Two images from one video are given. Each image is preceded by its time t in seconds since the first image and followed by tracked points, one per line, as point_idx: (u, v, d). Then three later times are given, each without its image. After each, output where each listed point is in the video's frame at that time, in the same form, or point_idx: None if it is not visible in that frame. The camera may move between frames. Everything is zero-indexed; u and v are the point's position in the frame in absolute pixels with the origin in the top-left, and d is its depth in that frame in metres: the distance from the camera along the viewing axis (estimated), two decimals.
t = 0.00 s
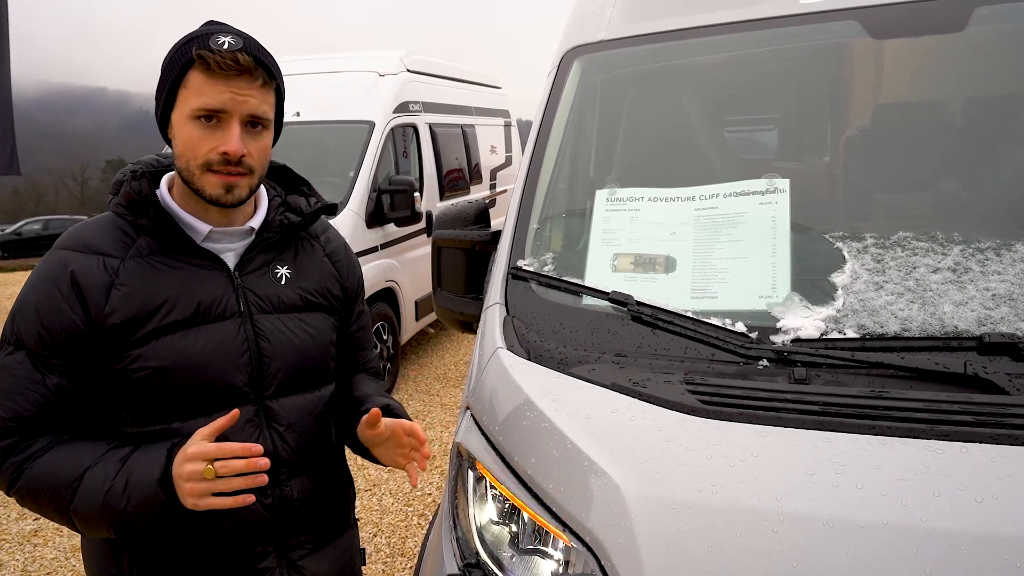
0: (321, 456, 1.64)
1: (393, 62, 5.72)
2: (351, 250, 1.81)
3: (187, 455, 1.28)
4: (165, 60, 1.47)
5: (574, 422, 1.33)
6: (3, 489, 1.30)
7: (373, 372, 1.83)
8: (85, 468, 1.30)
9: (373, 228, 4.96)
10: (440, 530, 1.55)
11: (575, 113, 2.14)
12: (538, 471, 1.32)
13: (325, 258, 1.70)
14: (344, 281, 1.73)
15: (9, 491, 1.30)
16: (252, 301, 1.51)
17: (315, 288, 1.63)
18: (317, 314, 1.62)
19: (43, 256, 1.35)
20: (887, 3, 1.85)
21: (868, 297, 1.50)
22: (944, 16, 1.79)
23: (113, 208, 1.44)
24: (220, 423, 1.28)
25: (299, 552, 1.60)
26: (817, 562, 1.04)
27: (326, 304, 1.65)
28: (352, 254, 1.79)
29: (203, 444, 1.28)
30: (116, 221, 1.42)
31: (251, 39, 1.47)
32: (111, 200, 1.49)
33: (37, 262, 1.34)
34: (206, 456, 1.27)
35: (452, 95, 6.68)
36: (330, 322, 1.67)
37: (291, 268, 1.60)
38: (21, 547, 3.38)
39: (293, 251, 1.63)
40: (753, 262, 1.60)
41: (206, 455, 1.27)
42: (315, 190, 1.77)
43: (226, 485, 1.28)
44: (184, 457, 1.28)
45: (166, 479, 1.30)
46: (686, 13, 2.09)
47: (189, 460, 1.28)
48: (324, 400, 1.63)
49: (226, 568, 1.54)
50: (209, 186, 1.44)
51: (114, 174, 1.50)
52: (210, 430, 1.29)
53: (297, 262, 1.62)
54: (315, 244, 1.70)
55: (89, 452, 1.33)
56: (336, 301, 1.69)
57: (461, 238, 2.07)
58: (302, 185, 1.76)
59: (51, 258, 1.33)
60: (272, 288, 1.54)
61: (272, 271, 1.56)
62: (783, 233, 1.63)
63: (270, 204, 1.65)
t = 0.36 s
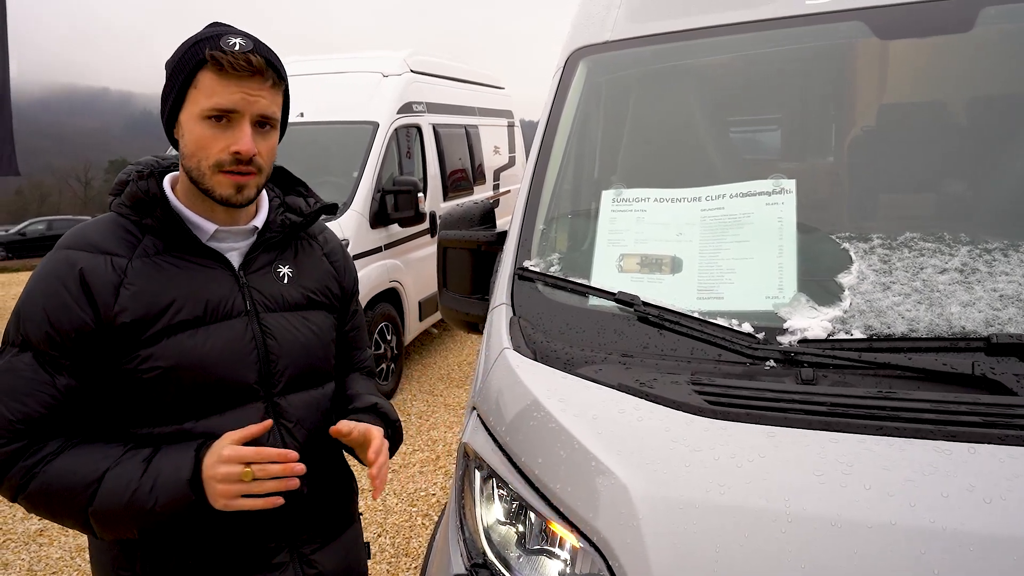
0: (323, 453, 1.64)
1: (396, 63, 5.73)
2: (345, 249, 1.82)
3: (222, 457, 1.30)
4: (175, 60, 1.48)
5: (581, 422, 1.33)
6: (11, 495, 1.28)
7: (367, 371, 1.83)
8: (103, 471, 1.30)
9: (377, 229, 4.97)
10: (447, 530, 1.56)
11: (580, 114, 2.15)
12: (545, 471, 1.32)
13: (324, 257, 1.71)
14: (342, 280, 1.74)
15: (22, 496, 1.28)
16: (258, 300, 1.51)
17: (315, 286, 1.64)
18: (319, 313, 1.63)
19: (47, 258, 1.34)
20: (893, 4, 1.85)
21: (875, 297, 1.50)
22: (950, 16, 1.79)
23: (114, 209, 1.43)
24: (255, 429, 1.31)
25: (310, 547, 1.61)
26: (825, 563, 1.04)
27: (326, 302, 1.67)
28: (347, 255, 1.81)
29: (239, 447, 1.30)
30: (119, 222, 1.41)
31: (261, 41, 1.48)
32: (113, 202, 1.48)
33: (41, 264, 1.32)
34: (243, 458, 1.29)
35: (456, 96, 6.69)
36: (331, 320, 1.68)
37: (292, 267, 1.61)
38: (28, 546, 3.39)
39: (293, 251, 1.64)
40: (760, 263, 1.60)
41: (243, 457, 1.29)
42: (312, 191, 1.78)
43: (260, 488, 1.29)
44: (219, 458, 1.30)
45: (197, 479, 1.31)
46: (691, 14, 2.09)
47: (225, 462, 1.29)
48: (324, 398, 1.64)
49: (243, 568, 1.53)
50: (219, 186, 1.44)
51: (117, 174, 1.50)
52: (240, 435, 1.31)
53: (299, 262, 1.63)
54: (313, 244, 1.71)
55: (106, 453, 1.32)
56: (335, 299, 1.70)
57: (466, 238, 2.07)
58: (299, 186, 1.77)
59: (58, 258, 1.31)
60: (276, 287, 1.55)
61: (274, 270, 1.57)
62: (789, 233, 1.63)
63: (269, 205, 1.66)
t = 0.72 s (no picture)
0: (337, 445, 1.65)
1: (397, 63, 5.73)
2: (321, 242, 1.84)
3: (276, 457, 1.31)
4: (200, 58, 1.39)
5: (585, 421, 1.34)
6: (38, 519, 1.21)
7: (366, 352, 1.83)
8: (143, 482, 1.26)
9: (378, 228, 4.97)
10: (451, 528, 1.56)
11: (582, 114, 2.15)
12: (549, 470, 1.33)
13: (311, 251, 1.73)
14: (329, 270, 1.76)
15: (52, 518, 1.21)
16: (265, 299, 1.51)
17: (310, 281, 1.65)
18: (316, 307, 1.64)
19: (46, 269, 1.26)
20: (894, 4, 1.85)
21: (879, 297, 1.50)
22: (952, 16, 1.79)
23: (109, 216, 1.37)
24: (294, 432, 1.33)
25: (335, 534, 1.62)
26: (830, 562, 1.04)
27: (321, 295, 1.68)
28: (326, 247, 1.82)
29: (294, 447, 1.32)
30: (115, 226, 1.35)
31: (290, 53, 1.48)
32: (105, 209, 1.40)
33: (42, 275, 1.24)
34: (300, 457, 1.31)
35: (457, 96, 6.68)
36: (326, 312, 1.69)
37: (286, 264, 1.61)
38: (29, 546, 3.39)
39: (284, 248, 1.64)
40: (763, 263, 1.60)
41: (299, 456, 1.31)
42: (290, 186, 1.78)
43: (313, 486, 1.32)
44: (274, 458, 1.31)
45: (251, 481, 1.31)
46: (692, 14, 2.10)
47: (281, 461, 1.31)
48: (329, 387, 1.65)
49: (275, 564, 1.53)
50: (259, 194, 1.42)
51: (109, 178, 1.41)
52: (282, 436, 1.33)
53: (293, 261, 1.63)
54: (300, 240, 1.71)
55: (141, 464, 1.29)
56: (328, 291, 1.72)
57: (469, 238, 2.07)
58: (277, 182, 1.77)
59: (63, 270, 1.25)
60: (277, 285, 1.55)
61: (273, 269, 1.56)
62: (792, 233, 1.63)
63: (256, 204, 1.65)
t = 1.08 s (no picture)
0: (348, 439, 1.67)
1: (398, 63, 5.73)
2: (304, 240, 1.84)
3: (310, 458, 1.31)
4: (211, 59, 1.35)
5: (589, 422, 1.34)
6: (75, 537, 1.20)
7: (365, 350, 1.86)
8: (180, 493, 1.25)
9: (379, 228, 4.97)
10: (455, 527, 1.57)
11: (584, 114, 2.15)
12: (553, 470, 1.33)
13: (301, 251, 1.74)
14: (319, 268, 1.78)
15: (88, 536, 1.20)
16: (273, 298, 1.51)
17: (307, 279, 1.66)
18: (316, 305, 1.65)
19: (61, 282, 1.22)
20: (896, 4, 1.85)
21: (882, 297, 1.50)
22: (954, 16, 1.79)
23: (114, 223, 1.32)
24: (322, 430, 1.33)
25: (354, 524, 1.62)
26: (834, 562, 1.05)
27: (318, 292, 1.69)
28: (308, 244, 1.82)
29: (327, 446, 1.32)
30: (122, 233, 1.31)
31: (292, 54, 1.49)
32: (106, 217, 1.35)
33: (58, 290, 1.20)
34: (334, 454, 1.31)
35: (458, 96, 6.69)
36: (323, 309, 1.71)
37: (284, 263, 1.61)
38: (30, 546, 3.39)
39: (279, 248, 1.64)
40: (766, 263, 1.60)
41: (333, 455, 1.31)
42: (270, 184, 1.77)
43: (347, 482, 1.32)
44: (309, 458, 1.31)
45: (289, 483, 1.31)
46: (694, 14, 2.10)
47: (315, 460, 1.31)
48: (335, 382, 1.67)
49: (298, 562, 1.52)
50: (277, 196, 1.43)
51: (110, 184, 1.36)
52: (311, 437, 1.33)
53: (290, 261, 1.64)
54: (290, 239, 1.71)
55: (175, 477, 1.27)
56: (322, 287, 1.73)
57: (472, 238, 2.08)
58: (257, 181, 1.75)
59: (80, 282, 1.22)
60: (280, 284, 1.55)
61: (273, 269, 1.56)
62: (795, 234, 1.63)
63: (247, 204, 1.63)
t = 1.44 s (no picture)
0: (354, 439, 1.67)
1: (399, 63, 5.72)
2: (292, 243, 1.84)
3: (359, 431, 1.42)
4: (239, 63, 1.34)
5: (595, 423, 1.33)
6: (146, 538, 1.19)
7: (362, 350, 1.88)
8: (248, 480, 1.28)
9: (381, 228, 4.97)
10: (460, 527, 1.57)
11: (589, 114, 2.14)
12: (560, 472, 1.32)
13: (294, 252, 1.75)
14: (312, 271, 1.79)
15: (159, 537, 1.20)
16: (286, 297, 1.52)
17: (306, 281, 1.68)
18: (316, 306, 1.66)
19: (95, 284, 1.19)
20: (903, 4, 1.85)
21: (889, 298, 1.49)
22: (961, 15, 1.79)
23: (135, 223, 1.31)
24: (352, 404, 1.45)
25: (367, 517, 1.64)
26: (845, 565, 1.04)
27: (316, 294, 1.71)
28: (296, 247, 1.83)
29: (367, 419, 1.45)
30: (147, 233, 1.30)
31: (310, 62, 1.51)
32: (124, 217, 1.32)
33: (97, 291, 1.18)
34: (372, 426, 1.46)
35: (459, 96, 6.68)
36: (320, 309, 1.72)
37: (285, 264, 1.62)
38: (32, 546, 3.38)
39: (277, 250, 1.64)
40: (772, 264, 1.59)
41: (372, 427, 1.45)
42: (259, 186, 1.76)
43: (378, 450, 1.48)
44: (356, 431, 1.42)
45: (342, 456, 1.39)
46: (699, 14, 2.09)
47: (362, 432, 1.43)
48: (336, 382, 1.75)
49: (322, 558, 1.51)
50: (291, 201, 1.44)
51: (129, 183, 1.33)
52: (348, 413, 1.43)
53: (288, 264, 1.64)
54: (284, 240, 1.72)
55: (236, 466, 1.28)
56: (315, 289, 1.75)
57: (476, 239, 2.07)
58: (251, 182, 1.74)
59: (117, 283, 1.20)
60: (287, 284, 1.56)
61: (277, 270, 1.57)
62: (802, 234, 1.63)
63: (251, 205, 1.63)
